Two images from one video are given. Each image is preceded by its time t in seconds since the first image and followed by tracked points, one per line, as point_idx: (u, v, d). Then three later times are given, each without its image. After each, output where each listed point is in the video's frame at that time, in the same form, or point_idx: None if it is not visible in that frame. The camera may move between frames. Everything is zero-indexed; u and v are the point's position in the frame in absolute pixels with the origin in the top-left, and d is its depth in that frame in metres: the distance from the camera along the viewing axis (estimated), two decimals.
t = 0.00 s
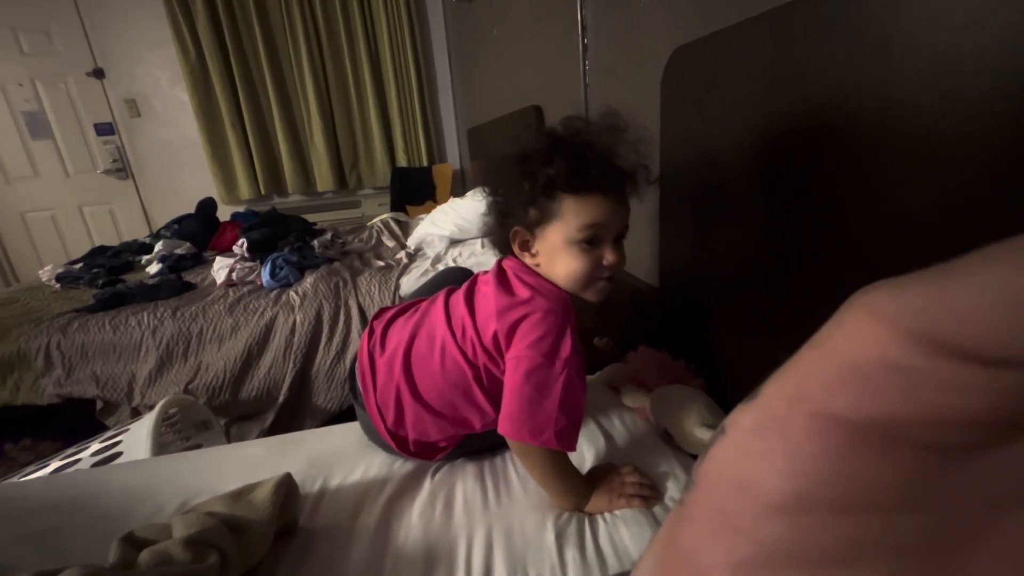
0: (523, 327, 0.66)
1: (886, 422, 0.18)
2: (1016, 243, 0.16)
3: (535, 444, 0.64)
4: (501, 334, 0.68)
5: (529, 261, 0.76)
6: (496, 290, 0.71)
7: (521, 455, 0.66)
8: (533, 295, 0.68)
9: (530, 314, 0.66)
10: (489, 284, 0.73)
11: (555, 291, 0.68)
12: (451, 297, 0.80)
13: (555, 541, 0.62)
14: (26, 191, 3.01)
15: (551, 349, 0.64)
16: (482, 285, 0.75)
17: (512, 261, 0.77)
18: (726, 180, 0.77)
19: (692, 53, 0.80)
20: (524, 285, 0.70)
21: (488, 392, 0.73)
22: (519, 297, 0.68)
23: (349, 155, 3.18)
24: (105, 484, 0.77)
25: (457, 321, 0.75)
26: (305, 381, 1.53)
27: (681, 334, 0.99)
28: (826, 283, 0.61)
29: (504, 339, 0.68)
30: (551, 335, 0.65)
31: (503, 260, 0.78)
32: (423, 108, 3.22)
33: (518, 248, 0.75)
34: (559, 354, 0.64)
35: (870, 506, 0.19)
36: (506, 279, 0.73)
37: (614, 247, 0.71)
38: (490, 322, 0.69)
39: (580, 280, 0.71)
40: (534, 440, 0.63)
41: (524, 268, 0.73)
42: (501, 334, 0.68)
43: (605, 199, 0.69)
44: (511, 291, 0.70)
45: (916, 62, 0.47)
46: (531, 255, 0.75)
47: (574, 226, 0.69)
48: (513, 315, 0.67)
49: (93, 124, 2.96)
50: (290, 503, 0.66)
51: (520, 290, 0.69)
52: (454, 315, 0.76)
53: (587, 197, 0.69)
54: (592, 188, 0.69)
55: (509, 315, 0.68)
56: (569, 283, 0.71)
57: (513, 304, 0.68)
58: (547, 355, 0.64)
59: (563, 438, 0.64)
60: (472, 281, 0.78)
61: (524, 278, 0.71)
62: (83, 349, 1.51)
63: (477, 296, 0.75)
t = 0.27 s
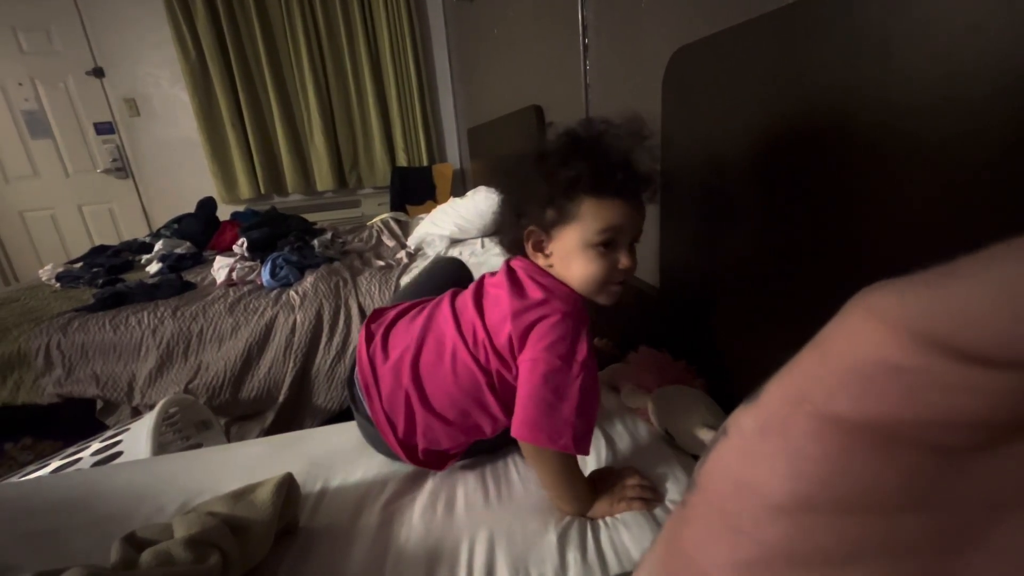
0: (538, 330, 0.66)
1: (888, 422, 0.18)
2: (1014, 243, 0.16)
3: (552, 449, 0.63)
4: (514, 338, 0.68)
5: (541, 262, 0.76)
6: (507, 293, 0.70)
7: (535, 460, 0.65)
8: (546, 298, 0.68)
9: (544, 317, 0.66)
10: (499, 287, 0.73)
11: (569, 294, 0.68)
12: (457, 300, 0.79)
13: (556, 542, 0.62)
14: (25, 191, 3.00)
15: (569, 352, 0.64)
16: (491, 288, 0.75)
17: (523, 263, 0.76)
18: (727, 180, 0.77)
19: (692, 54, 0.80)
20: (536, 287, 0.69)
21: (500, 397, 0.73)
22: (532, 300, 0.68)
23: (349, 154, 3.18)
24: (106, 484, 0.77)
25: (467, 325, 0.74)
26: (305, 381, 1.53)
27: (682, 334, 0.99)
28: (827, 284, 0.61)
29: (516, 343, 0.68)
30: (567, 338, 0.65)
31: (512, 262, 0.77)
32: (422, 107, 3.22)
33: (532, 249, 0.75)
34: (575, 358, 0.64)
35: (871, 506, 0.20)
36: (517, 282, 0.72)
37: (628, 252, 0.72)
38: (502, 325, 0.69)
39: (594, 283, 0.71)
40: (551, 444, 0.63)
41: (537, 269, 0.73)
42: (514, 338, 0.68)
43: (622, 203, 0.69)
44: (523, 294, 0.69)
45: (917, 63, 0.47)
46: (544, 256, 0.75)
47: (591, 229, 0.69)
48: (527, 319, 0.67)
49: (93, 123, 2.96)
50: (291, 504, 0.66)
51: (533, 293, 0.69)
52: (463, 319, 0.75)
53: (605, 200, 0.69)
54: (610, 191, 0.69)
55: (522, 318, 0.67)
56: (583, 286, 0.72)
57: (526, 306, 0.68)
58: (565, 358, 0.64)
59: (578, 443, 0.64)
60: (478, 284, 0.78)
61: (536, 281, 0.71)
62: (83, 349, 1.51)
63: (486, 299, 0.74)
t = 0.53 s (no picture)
0: (504, 332, 0.66)
1: (885, 415, 0.18)
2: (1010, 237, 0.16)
3: (526, 451, 0.64)
4: (485, 340, 0.68)
5: (516, 259, 0.76)
6: (481, 295, 0.71)
7: (518, 461, 0.67)
8: (513, 298, 0.68)
9: (510, 318, 0.66)
10: (477, 289, 0.74)
11: (536, 293, 0.67)
12: (444, 302, 0.80)
13: (557, 542, 0.62)
14: (33, 192, 3.03)
15: (532, 354, 0.63)
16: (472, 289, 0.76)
17: (502, 262, 0.77)
18: (730, 181, 0.77)
19: (695, 55, 0.80)
20: (507, 288, 0.70)
21: (476, 395, 0.73)
22: (500, 302, 0.68)
23: (353, 156, 3.20)
24: (111, 480, 0.78)
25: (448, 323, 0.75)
26: (309, 381, 1.54)
27: (685, 335, 0.99)
28: (830, 283, 0.61)
29: (488, 345, 0.68)
30: (531, 339, 0.64)
31: (495, 262, 0.78)
32: (427, 109, 3.23)
33: (504, 246, 0.76)
34: (540, 359, 0.63)
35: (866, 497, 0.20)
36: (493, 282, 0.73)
37: (598, 245, 0.69)
38: (474, 327, 0.70)
39: (562, 277, 0.70)
40: (524, 447, 0.64)
41: (511, 268, 0.74)
42: (486, 340, 0.68)
43: (586, 196, 0.68)
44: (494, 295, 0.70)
45: (921, 64, 0.48)
46: (517, 252, 0.75)
47: (552, 222, 0.69)
48: (495, 321, 0.67)
49: (100, 125, 2.99)
50: (295, 503, 0.67)
51: (502, 294, 0.69)
52: (444, 320, 0.76)
53: (565, 192, 0.68)
54: (571, 183, 0.68)
55: (491, 320, 0.68)
56: (551, 281, 0.70)
57: (494, 308, 0.68)
58: (529, 360, 0.63)
59: (553, 444, 0.64)
60: (464, 285, 0.79)
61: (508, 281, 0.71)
62: (89, 348, 1.52)
63: (466, 300, 0.75)
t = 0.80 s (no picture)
0: (491, 322, 0.67)
1: (889, 413, 0.18)
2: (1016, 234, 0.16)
3: (526, 437, 0.64)
4: (472, 333, 0.69)
5: (499, 257, 0.77)
6: (465, 291, 0.72)
7: (522, 451, 0.67)
8: (497, 289, 0.69)
9: (495, 309, 0.67)
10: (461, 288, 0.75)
11: (520, 282, 0.69)
12: (429, 307, 0.82)
13: (561, 538, 0.63)
14: (33, 187, 3.02)
15: (521, 340, 0.64)
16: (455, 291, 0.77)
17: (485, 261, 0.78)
18: (734, 177, 0.77)
19: (699, 51, 0.80)
20: (491, 281, 0.71)
21: (461, 390, 0.74)
22: (485, 293, 0.69)
23: (354, 151, 3.19)
24: (117, 476, 0.78)
25: (432, 322, 0.77)
26: (311, 377, 1.54)
27: (688, 332, 0.99)
28: (834, 281, 0.61)
29: (475, 337, 0.69)
30: (519, 326, 0.65)
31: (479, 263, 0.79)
32: (428, 104, 3.22)
33: (487, 244, 0.77)
34: (529, 344, 0.64)
35: (871, 496, 0.20)
36: (477, 279, 0.74)
37: (577, 235, 0.70)
38: (460, 321, 0.71)
39: (544, 269, 0.70)
40: (523, 433, 0.64)
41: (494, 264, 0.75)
42: (473, 331, 0.69)
43: (564, 188, 0.70)
44: (478, 289, 0.71)
45: (928, 60, 0.47)
46: (499, 250, 0.76)
47: (532, 216, 0.70)
48: (481, 311, 0.68)
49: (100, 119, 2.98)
50: (299, 500, 0.67)
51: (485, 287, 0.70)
52: (430, 321, 0.77)
53: (543, 186, 0.70)
54: (548, 178, 0.70)
55: (477, 313, 0.69)
56: (534, 273, 0.71)
57: (479, 301, 0.69)
58: (518, 346, 0.64)
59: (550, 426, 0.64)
60: (448, 290, 0.80)
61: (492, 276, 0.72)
62: (91, 343, 1.52)
63: (451, 300, 0.76)
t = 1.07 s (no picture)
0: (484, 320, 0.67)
1: (891, 419, 0.18)
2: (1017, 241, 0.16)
3: (525, 429, 0.65)
4: (466, 330, 0.69)
5: (492, 256, 0.77)
6: (458, 290, 0.73)
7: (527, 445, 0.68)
8: (490, 287, 0.69)
9: (488, 306, 0.67)
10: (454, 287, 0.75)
11: (512, 280, 0.69)
12: (423, 309, 0.82)
13: (563, 541, 0.63)
14: (41, 190, 3.05)
15: (516, 334, 0.65)
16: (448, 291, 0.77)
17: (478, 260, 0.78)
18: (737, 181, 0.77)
19: (703, 55, 0.80)
20: (483, 280, 0.71)
21: (455, 388, 0.74)
22: (478, 292, 0.70)
23: (358, 154, 3.20)
24: (122, 477, 0.78)
25: (427, 322, 0.77)
26: (314, 379, 1.55)
27: (692, 336, 0.99)
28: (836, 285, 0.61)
29: (468, 335, 0.69)
30: (513, 321, 0.65)
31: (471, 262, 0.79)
32: (431, 107, 3.23)
33: (480, 243, 0.77)
34: (525, 339, 0.64)
35: (871, 501, 0.20)
36: (470, 278, 0.74)
37: (568, 235, 0.70)
38: (453, 319, 0.71)
39: (536, 270, 0.70)
40: (522, 425, 0.65)
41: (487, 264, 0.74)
42: (466, 329, 0.69)
43: (556, 189, 0.70)
44: (471, 287, 0.71)
45: (930, 65, 0.47)
46: (493, 250, 0.76)
47: (525, 217, 0.69)
48: (474, 308, 0.69)
49: (106, 123, 3.00)
50: (302, 503, 0.67)
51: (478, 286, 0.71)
52: (424, 321, 0.77)
53: (536, 187, 0.69)
54: (541, 179, 0.69)
55: (470, 311, 0.69)
56: (527, 274, 0.71)
57: (472, 299, 0.70)
58: (513, 341, 0.64)
59: (549, 418, 0.65)
60: (441, 291, 0.81)
61: (484, 274, 0.72)
62: (97, 345, 1.53)
63: (444, 300, 0.77)
